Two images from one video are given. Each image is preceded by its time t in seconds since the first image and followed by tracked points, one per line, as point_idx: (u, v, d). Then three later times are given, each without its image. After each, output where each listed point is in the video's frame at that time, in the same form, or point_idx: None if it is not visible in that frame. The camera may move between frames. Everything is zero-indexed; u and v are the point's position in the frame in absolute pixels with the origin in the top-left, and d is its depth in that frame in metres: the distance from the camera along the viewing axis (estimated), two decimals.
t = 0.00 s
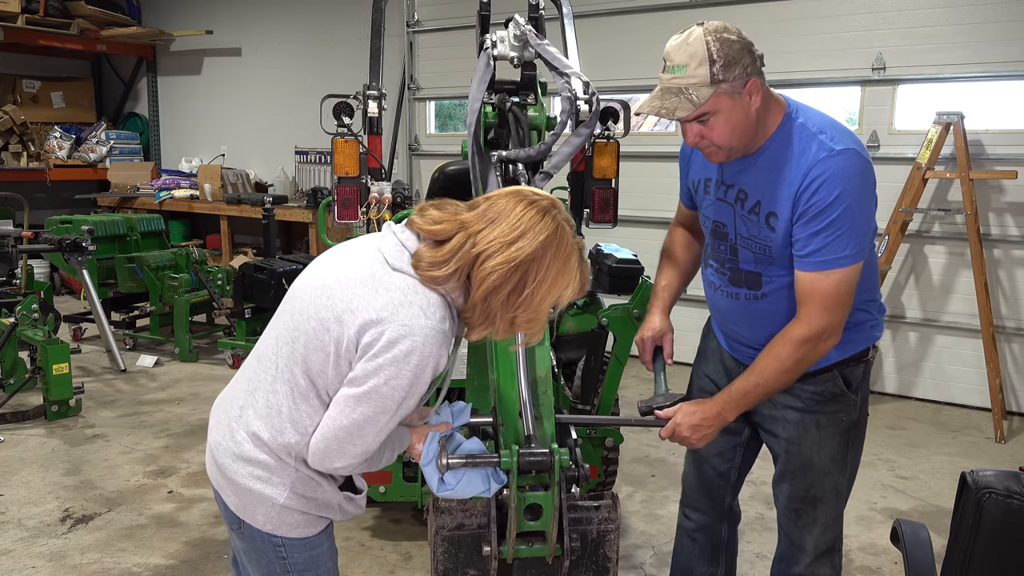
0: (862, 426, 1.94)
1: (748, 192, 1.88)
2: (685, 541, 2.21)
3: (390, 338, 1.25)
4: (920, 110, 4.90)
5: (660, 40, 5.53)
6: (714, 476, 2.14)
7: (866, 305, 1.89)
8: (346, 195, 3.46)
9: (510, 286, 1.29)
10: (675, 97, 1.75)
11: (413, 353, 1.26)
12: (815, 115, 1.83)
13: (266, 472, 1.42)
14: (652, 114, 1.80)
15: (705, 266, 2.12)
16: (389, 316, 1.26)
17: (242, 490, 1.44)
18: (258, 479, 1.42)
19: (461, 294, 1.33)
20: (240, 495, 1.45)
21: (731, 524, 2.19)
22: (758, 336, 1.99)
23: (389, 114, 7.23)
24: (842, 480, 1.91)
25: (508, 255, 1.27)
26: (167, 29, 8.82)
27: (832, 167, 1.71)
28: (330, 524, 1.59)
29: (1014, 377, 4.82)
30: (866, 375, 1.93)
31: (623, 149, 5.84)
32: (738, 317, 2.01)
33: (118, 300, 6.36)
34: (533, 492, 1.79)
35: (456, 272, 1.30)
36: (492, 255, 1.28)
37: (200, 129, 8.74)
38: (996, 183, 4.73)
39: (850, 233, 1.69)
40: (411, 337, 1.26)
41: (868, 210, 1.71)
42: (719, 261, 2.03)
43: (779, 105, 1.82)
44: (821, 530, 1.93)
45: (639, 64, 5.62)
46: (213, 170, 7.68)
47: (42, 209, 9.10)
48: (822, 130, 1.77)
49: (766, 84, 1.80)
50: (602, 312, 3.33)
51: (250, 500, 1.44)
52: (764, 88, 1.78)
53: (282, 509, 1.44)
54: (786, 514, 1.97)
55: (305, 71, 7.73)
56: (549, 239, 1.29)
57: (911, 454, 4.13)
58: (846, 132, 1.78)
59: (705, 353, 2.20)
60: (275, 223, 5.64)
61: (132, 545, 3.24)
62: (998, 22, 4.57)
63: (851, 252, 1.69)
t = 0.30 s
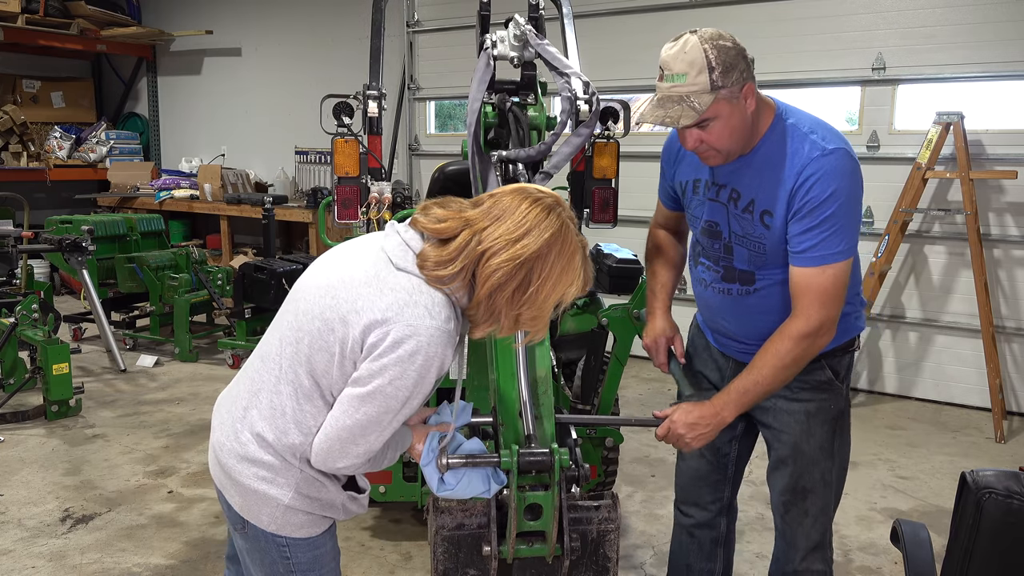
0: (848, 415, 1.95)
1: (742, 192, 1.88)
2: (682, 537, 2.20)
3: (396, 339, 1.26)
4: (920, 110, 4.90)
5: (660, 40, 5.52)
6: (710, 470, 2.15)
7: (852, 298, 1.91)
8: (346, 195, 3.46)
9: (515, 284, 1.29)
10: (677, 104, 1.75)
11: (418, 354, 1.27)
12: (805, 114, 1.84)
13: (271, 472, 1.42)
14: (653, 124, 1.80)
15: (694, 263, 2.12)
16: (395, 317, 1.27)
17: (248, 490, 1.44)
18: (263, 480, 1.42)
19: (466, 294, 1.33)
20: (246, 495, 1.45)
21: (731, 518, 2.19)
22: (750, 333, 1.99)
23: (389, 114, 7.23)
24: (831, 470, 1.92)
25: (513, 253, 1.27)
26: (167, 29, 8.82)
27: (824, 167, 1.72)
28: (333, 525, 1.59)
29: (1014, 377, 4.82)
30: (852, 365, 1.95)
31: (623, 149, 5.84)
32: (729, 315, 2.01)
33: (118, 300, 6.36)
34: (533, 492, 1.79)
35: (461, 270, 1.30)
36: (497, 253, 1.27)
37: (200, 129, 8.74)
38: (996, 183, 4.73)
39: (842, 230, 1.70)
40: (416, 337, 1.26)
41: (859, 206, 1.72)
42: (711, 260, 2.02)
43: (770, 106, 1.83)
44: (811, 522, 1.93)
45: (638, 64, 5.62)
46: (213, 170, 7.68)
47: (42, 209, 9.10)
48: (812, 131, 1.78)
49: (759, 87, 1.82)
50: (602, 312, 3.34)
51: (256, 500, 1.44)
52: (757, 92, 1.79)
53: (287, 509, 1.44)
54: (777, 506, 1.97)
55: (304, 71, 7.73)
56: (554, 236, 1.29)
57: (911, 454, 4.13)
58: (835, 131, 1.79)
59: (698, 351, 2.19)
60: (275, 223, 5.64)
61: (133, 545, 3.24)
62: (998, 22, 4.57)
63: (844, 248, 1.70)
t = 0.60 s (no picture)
0: (868, 416, 1.95)
1: (758, 189, 1.88)
2: (693, 535, 2.20)
3: (375, 328, 1.26)
4: (920, 110, 4.90)
5: (659, 40, 5.53)
6: (724, 471, 2.15)
7: (870, 299, 1.91)
8: (346, 195, 3.47)
9: (492, 264, 1.29)
10: (697, 106, 1.74)
11: (399, 342, 1.26)
12: (825, 114, 1.84)
13: (264, 472, 1.42)
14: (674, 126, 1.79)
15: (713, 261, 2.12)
16: (373, 307, 1.27)
17: (241, 491, 1.43)
18: (256, 480, 1.42)
19: (444, 279, 1.33)
20: (238, 497, 1.45)
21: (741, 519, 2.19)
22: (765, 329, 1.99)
23: (389, 114, 7.24)
24: (852, 470, 1.91)
25: (487, 233, 1.27)
26: (167, 29, 8.82)
27: (840, 165, 1.72)
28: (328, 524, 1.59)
29: (1013, 378, 4.82)
30: (872, 367, 1.93)
31: (623, 149, 5.84)
32: (747, 312, 2.01)
33: (118, 300, 6.36)
34: (533, 492, 1.79)
35: (437, 254, 1.30)
36: (471, 235, 1.28)
37: (200, 129, 8.74)
38: (996, 183, 4.73)
39: (854, 227, 1.69)
40: (396, 325, 1.26)
41: (872, 203, 1.71)
42: (729, 257, 2.02)
43: (789, 105, 1.83)
44: (834, 520, 1.93)
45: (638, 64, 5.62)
46: (213, 170, 7.68)
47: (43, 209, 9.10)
48: (831, 129, 1.78)
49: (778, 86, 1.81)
50: (602, 312, 3.34)
51: (249, 501, 1.44)
52: (776, 91, 1.79)
53: (282, 508, 1.44)
54: (801, 507, 1.97)
55: (304, 72, 7.73)
56: (527, 215, 1.29)
57: (911, 454, 4.13)
58: (854, 130, 1.79)
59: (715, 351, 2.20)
60: (275, 223, 5.64)
61: (133, 545, 3.24)
62: (998, 22, 4.57)
63: (854, 246, 1.69)
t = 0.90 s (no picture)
0: (890, 426, 1.95)
1: (777, 188, 1.89)
2: (703, 536, 2.20)
3: (323, 305, 1.25)
4: (920, 110, 4.90)
5: (660, 41, 5.53)
6: (737, 473, 2.15)
7: (895, 305, 1.91)
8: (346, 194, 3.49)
9: (425, 220, 1.26)
10: (714, 115, 1.75)
11: (351, 314, 1.25)
12: (848, 113, 1.84)
13: (247, 469, 1.42)
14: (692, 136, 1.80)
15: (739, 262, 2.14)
16: (319, 285, 1.26)
17: (227, 491, 1.44)
18: (241, 477, 1.43)
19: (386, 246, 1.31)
20: (225, 497, 1.45)
21: (753, 523, 2.18)
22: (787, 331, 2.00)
23: (389, 114, 7.24)
24: (872, 478, 1.91)
25: (415, 187, 1.24)
26: (167, 29, 8.82)
27: (855, 161, 1.71)
28: (319, 520, 1.58)
29: (1013, 377, 4.82)
30: (896, 373, 1.93)
31: (623, 149, 5.84)
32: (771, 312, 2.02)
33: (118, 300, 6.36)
34: (533, 492, 1.79)
35: (369, 220, 1.27)
36: (401, 195, 1.25)
37: (199, 129, 8.74)
38: (996, 183, 4.73)
39: (862, 223, 1.68)
40: (345, 298, 1.25)
41: (883, 198, 1.70)
42: (756, 259, 2.04)
43: (810, 106, 1.83)
44: (848, 526, 1.92)
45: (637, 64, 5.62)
46: (213, 170, 7.67)
47: (42, 209, 9.10)
48: (851, 127, 1.78)
49: (797, 88, 1.82)
50: (602, 311, 3.34)
51: (235, 500, 1.44)
52: (795, 93, 1.79)
53: (269, 502, 1.44)
54: (816, 512, 1.97)
55: (304, 72, 7.73)
56: (453, 163, 1.25)
57: (911, 454, 4.13)
58: (875, 129, 1.78)
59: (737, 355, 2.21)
60: (275, 223, 5.63)
61: (133, 545, 3.24)
62: (998, 23, 4.57)
63: (861, 241, 1.68)
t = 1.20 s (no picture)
0: (894, 427, 1.95)
1: (780, 187, 1.89)
2: (710, 536, 2.20)
3: (253, 274, 1.34)
4: (920, 110, 4.90)
5: (660, 41, 5.53)
6: (744, 474, 2.15)
7: (899, 307, 1.91)
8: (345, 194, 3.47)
9: (312, 159, 1.36)
10: (713, 107, 1.75)
11: (280, 274, 1.34)
12: (852, 114, 1.83)
13: (232, 464, 1.48)
14: (691, 126, 1.80)
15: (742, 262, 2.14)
16: (245, 258, 1.35)
17: (217, 490, 1.49)
18: (227, 473, 1.48)
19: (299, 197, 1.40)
20: (217, 498, 1.50)
21: (761, 524, 2.18)
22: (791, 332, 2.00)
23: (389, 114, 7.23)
24: (874, 479, 1.91)
25: (297, 131, 1.35)
26: (167, 29, 8.81)
27: (859, 162, 1.71)
28: (313, 515, 1.60)
29: (1013, 377, 4.82)
30: (900, 374, 1.93)
31: (623, 149, 5.84)
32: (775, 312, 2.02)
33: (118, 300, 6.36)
34: (533, 492, 1.76)
35: (263, 170, 1.38)
36: (291, 141, 1.35)
37: (200, 129, 8.74)
38: (996, 183, 4.73)
39: (864, 223, 1.68)
40: (271, 261, 1.34)
41: (885, 199, 1.70)
42: (759, 259, 2.04)
43: (813, 105, 1.83)
44: (850, 527, 1.93)
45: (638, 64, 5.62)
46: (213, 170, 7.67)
47: (43, 209, 9.10)
48: (853, 127, 1.77)
49: (799, 87, 1.82)
50: (602, 311, 3.34)
51: (227, 498, 1.49)
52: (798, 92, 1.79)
53: (258, 495, 1.48)
54: (818, 513, 1.96)
55: (304, 72, 7.73)
56: (330, 103, 1.35)
57: (911, 454, 4.13)
58: (878, 130, 1.78)
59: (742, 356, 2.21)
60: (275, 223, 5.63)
61: (133, 545, 3.24)
62: (998, 23, 4.57)
63: (864, 242, 1.68)
